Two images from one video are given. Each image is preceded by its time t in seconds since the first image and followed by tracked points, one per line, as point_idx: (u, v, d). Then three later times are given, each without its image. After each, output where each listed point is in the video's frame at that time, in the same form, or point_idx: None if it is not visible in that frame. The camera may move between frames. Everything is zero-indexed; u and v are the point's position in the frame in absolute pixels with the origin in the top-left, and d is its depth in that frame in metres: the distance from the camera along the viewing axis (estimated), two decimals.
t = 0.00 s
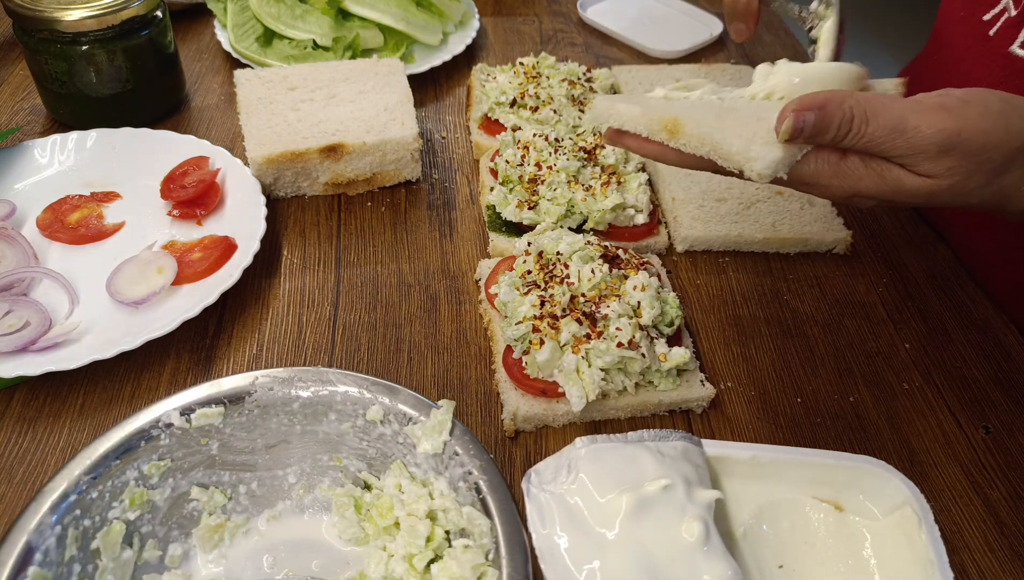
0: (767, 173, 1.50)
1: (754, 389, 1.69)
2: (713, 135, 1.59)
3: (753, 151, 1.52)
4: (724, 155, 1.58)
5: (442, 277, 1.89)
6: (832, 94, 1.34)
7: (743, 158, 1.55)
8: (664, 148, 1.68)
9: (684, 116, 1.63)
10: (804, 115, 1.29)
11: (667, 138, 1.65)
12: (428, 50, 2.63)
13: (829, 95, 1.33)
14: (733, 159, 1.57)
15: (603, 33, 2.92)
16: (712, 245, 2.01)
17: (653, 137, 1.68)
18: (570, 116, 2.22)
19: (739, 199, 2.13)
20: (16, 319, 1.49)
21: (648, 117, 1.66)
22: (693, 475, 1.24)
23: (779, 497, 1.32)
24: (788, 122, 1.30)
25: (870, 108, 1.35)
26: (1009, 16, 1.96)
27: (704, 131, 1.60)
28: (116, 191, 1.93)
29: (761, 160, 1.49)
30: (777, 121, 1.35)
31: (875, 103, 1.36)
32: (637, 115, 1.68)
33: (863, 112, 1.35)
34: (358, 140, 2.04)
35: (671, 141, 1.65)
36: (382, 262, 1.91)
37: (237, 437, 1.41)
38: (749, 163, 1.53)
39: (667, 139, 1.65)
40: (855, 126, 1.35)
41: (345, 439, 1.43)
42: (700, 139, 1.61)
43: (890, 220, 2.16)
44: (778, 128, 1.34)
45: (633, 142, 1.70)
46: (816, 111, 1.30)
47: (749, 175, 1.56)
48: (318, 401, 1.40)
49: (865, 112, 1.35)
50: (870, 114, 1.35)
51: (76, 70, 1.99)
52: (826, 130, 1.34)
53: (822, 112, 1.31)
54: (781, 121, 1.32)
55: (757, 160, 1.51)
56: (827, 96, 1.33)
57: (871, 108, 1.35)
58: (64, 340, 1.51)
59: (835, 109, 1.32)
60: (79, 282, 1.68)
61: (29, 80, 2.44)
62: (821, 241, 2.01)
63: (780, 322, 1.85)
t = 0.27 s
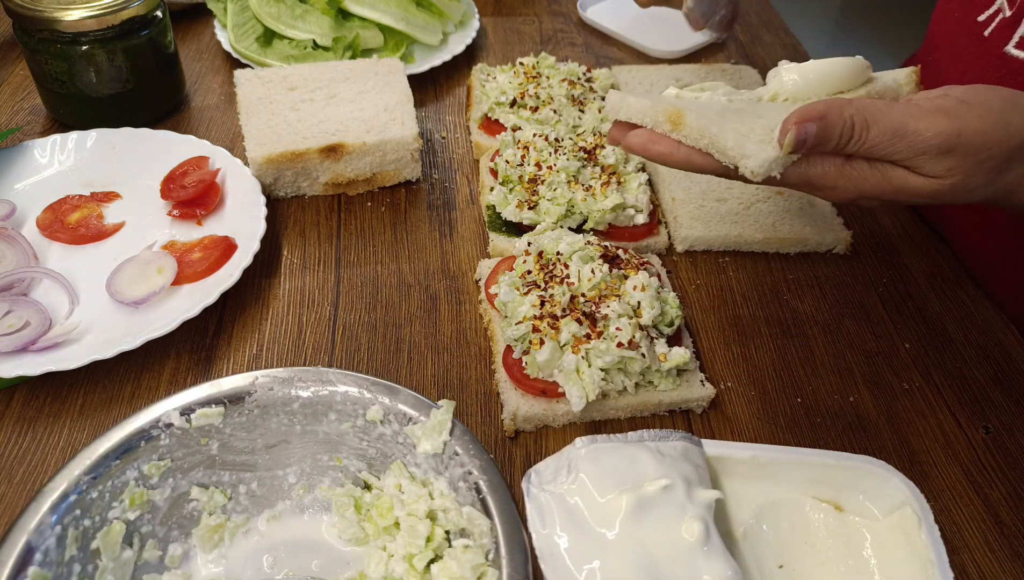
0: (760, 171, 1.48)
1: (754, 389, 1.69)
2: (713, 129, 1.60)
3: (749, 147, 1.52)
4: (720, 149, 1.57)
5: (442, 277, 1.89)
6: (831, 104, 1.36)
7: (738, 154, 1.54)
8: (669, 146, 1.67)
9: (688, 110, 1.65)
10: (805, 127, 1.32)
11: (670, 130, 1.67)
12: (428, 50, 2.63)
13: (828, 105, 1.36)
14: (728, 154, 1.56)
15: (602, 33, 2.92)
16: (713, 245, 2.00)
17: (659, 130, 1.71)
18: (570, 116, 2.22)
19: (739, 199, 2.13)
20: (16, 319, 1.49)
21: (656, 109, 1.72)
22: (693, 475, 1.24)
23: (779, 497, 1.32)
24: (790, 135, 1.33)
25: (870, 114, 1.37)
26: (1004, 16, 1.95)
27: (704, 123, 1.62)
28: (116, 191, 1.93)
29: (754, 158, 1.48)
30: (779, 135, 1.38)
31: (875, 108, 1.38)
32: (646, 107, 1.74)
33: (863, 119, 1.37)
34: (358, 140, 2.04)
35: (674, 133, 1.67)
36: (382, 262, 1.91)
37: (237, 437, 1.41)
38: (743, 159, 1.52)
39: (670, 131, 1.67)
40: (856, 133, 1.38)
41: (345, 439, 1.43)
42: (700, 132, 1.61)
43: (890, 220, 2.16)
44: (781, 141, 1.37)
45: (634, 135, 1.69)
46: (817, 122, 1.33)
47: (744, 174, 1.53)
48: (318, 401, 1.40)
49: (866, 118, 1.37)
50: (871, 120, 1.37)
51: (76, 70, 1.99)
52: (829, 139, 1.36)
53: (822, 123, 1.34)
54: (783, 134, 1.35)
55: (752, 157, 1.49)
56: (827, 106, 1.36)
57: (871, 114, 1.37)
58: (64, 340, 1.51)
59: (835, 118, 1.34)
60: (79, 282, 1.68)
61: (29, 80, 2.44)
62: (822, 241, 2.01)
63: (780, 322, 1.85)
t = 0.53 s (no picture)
0: (737, 168, 1.42)
1: (754, 389, 1.69)
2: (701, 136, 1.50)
3: (727, 146, 1.45)
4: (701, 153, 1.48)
5: (442, 277, 1.89)
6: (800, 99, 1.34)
7: (716, 154, 1.45)
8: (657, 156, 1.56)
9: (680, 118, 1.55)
10: (777, 122, 1.29)
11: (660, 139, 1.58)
12: (428, 50, 2.63)
13: (798, 100, 1.33)
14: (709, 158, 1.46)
15: (603, 33, 2.92)
16: (712, 245, 2.00)
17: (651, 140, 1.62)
18: (570, 116, 2.23)
19: (739, 199, 2.13)
20: (16, 319, 1.49)
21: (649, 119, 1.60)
22: (693, 475, 1.24)
23: (779, 497, 1.32)
24: (761, 130, 1.30)
25: (840, 107, 1.35)
26: (1004, 15, 1.95)
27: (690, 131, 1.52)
28: (116, 191, 1.93)
29: (730, 155, 1.43)
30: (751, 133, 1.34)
31: (844, 101, 1.36)
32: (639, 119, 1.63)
33: (834, 112, 1.34)
34: (358, 140, 2.04)
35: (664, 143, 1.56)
36: (382, 262, 1.91)
37: (237, 437, 1.41)
38: (721, 156, 1.45)
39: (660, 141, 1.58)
40: (829, 126, 1.34)
41: (345, 439, 1.43)
42: (687, 139, 1.52)
43: (890, 220, 2.16)
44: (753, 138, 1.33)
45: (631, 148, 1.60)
46: (789, 116, 1.30)
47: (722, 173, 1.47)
48: (318, 401, 1.40)
49: (837, 111, 1.35)
50: (841, 112, 1.35)
51: (76, 70, 1.99)
52: (801, 133, 1.33)
53: (793, 117, 1.31)
54: (755, 131, 1.31)
55: (730, 155, 1.43)
56: (796, 101, 1.33)
57: (842, 107, 1.35)
58: (64, 340, 1.51)
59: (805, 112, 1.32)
60: (79, 282, 1.68)
61: (29, 80, 2.44)
62: (822, 241, 2.01)
63: (781, 322, 1.85)
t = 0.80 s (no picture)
0: (735, 202, 1.45)
1: (754, 389, 1.69)
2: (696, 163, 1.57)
3: (722, 178, 1.48)
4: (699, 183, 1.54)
5: (442, 277, 1.89)
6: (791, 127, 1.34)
7: (713, 186, 1.50)
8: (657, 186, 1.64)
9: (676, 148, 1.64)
10: (770, 153, 1.29)
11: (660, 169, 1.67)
12: (428, 50, 2.63)
13: (790, 128, 1.34)
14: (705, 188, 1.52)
15: (603, 32, 2.92)
16: (712, 245, 2.01)
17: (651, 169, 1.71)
18: (570, 116, 2.22)
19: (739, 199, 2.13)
20: (16, 319, 1.49)
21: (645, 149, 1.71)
22: (693, 475, 1.24)
23: (778, 497, 1.32)
24: (755, 162, 1.31)
25: (834, 132, 1.35)
26: (1007, 14, 1.95)
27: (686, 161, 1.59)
28: (116, 191, 1.93)
29: (727, 189, 1.45)
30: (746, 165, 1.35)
31: (838, 125, 1.36)
32: (637, 149, 1.74)
33: (828, 137, 1.34)
34: (358, 140, 2.04)
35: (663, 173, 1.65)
36: (382, 263, 1.91)
37: (237, 437, 1.41)
38: (717, 190, 1.48)
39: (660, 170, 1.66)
40: (826, 151, 1.34)
41: (345, 439, 1.43)
42: (683, 169, 1.60)
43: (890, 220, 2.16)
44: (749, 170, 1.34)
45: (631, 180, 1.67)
46: (782, 146, 1.30)
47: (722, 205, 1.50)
48: (318, 401, 1.40)
49: (832, 136, 1.35)
50: (837, 136, 1.35)
51: (76, 70, 1.99)
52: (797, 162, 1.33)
53: (787, 146, 1.31)
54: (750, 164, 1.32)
55: (727, 188, 1.46)
56: (788, 130, 1.33)
57: (836, 131, 1.35)
58: (64, 340, 1.51)
59: (798, 140, 1.32)
60: (79, 282, 1.68)
61: (29, 80, 2.44)
62: (822, 241, 2.00)
63: (781, 322, 1.85)
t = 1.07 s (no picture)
0: (775, 204, 1.30)
1: (754, 389, 1.69)
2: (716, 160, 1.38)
3: (758, 178, 1.31)
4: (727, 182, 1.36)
5: (442, 277, 1.89)
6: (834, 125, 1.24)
7: (749, 186, 1.33)
8: (670, 187, 1.41)
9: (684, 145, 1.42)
10: (816, 156, 1.20)
11: (666, 171, 1.43)
12: (428, 50, 2.63)
13: (833, 127, 1.24)
14: (737, 187, 1.35)
15: (603, 32, 2.92)
16: (711, 245, 2.01)
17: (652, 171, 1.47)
18: (570, 116, 2.23)
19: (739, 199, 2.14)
20: (16, 319, 1.49)
21: (645, 150, 1.45)
22: (693, 476, 1.24)
23: (778, 497, 1.32)
24: (801, 168, 1.21)
25: (876, 131, 1.28)
26: (1006, 12, 1.96)
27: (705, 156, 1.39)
28: (116, 191, 1.93)
29: (766, 190, 1.30)
30: (786, 168, 1.25)
31: (880, 123, 1.29)
32: (634, 151, 1.47)
33: (871, 136, 1.27)
34: (358, 140, 2.04)
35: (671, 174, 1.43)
36: (382, 263, 1.91)
37: (237, 437, 1.41)
38: (755, 191, 1.32)
39: (667, 172, 1.43)
40: (867, 152, 1.27)
41: (345, 439, 1.43)
42: (702, 166, 1.39)
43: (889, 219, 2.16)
44: (790, 175, 1.24)
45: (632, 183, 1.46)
46: (827, 149, 1.21)
47: (754, 208, 1.34)
48: (318, 401, 1.40)
49: (874, 135, 1.27)
50: (878, 136, 1.27)
51: (76, 70, 1.99)
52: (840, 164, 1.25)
53: (831, 148, 1.22)
54: (793, 168, 1.22)
55: (765, 189, 1.30)
56: (831, 128, 1.24)
57: (878, 129, 1.28)
58: (64, 340, 1.51)
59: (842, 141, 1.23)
60: (79, 282, 1.68)
61: (29, 80, 2.44)
62: (822, 240, 2.01)
63: (781, 322, 1.85)
